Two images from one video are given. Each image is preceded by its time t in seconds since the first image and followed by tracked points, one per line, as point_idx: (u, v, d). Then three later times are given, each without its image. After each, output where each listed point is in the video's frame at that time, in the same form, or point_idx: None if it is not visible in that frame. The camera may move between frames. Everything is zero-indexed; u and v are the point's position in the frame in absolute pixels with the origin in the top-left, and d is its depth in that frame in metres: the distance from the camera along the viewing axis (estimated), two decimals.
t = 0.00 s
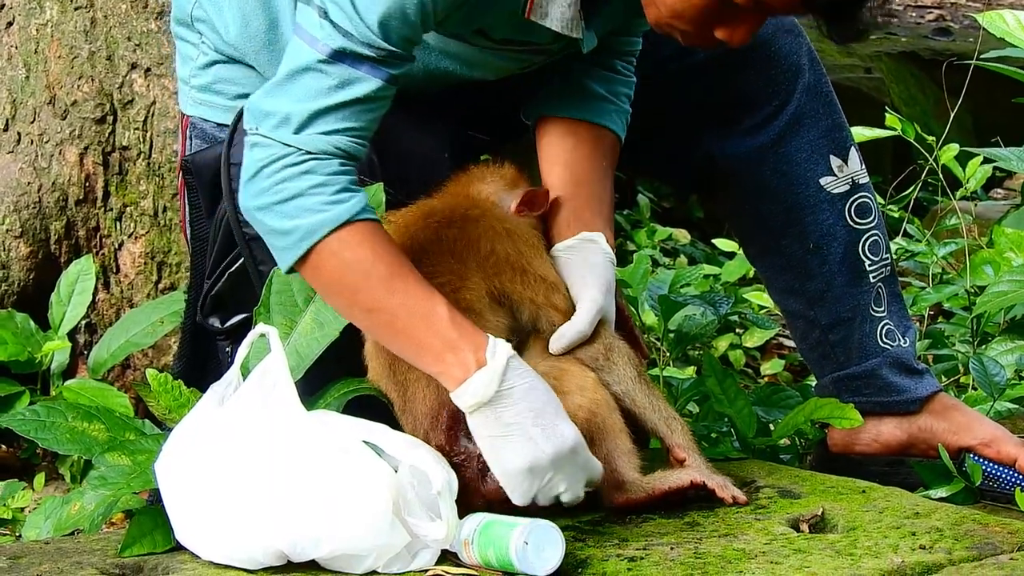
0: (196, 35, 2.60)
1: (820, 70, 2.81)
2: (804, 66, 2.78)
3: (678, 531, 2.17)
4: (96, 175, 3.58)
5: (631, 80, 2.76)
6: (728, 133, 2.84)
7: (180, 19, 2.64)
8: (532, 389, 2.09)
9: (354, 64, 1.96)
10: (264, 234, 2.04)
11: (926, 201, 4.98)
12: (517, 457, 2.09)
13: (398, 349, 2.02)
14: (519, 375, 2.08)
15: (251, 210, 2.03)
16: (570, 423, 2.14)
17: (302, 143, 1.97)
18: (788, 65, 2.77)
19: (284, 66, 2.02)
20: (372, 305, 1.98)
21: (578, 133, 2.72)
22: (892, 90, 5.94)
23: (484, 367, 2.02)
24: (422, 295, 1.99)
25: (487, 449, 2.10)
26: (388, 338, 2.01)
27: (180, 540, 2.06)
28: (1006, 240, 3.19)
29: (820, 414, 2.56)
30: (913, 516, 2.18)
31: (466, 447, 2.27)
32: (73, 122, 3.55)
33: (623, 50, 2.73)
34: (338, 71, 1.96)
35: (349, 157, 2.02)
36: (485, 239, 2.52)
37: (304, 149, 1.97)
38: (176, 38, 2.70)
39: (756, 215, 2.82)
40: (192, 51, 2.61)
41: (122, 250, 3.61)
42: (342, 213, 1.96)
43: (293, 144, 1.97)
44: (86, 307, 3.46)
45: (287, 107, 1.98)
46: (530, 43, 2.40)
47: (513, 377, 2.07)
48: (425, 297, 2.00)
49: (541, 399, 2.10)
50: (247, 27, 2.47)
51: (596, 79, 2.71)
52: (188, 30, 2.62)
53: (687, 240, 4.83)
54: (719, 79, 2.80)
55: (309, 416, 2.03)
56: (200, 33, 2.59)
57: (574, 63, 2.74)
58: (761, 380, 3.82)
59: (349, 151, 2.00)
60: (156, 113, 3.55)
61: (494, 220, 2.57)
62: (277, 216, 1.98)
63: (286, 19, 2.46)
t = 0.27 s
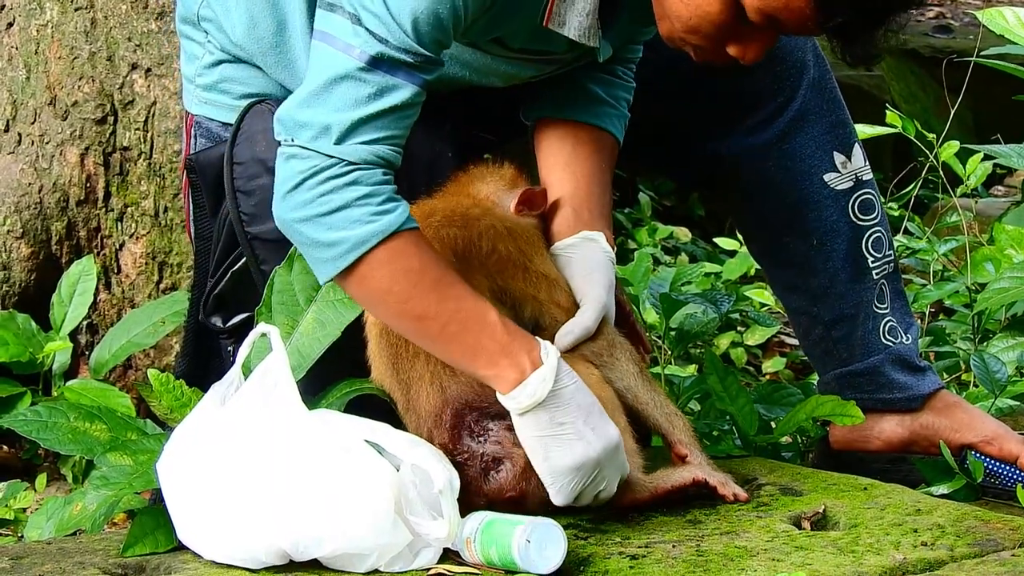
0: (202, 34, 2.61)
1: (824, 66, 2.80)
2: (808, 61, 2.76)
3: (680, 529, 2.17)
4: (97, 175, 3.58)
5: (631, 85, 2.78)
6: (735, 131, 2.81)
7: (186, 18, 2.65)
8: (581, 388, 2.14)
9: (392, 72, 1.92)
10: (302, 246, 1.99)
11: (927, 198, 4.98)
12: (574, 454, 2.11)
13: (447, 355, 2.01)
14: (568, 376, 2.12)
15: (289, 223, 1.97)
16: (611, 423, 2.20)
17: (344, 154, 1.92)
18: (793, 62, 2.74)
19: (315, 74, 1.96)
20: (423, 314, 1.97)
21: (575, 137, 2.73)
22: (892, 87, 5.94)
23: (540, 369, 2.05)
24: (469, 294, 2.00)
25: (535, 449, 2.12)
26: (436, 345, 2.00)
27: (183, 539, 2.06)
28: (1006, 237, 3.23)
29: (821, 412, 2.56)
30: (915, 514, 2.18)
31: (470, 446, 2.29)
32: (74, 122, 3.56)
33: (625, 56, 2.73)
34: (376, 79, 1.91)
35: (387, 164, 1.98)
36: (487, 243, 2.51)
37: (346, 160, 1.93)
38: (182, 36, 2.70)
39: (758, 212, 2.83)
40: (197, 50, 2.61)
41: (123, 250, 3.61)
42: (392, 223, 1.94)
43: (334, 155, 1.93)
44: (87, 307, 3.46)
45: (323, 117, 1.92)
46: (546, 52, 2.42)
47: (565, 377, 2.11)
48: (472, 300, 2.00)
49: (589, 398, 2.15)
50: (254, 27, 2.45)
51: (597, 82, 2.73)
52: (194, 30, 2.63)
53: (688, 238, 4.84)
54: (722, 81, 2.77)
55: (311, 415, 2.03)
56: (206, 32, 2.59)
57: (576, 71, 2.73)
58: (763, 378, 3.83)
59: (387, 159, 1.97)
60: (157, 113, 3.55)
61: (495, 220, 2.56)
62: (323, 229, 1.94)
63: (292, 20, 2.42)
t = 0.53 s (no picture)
0: (204, 28, 2.62)
1: (826, 62, 2.79)
2: (811, 57, 2.75)
3: (679, 524, 2.17)
4: (97, 170, 3.58)
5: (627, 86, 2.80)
6: (738, 126, 2.81)
7: (188, 12, 2.65)
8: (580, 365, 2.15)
9: (394, 59, 1.92)
10: (302, 233, 1.97)
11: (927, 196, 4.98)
12: (579, 428, 2.14)
13: (450, 337, 2.01)
14: (567, 352, 2.13)
15: (290, 210, 1.96)
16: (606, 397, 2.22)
17: (346, 140, 1.92)
18: (795, 57, 2.73)
19: (316, 60, 1.95)
20: (426, 298, 1.97)
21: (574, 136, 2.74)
22: (892, 85, 5.94)
23: (544, 346, 2.06)
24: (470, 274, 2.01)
25: (538, 425, 2.13)
26: (439, 328, 2.00)
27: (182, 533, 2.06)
28: (1006, 235, 3.24)
29: (820, 408, 2.56)
30: (913, 510, 2.18)
31: (469, 443, 2.25)
32: (74, 117, 3.55)
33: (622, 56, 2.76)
34: (379, 66, 1.91)
35: (388, 151, 1.98)
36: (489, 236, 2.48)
37: (347, 146, 1.92)
38: (184, 30, 2.71)
39: (758, 208, 2.83)
40: (200, 44, 2.62)
41: (123, 245, 3.61)
42: (395, 208, 1.94)
43: (336, 140, 1.92)
44: (87, 302, 3.46)
45: (325, 103, 1.92)
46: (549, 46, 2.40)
47: (565, 353, 2.12)
48: (474, 280, 2.01)
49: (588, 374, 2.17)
50: (257, 19, 2.46)
51: (595, 82, 2.75)
52: (196, 24, 2.63)
53: (688, 235, 4.84)
54: (722, 75, 2.77)
55: (311, 409, 2.03)
56: (208, 26, 2.60)
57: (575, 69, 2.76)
58: (762, 375, 3.83)
59: (388, 145, 1.97)
60: (157, 109, 3.55)
61: (495, 213, 2.54)
62: (324, 214, 1.93)
63: (296, 15, 2.44)
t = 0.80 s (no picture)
0: (200, 23, 2.61)
1: (822, 57, 2.79)
2: (807, 54, 2.75)
3: (675, 521, 2.17)
4: (93, 166, 3.57)
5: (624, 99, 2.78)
6: (736, 122, 2.81)
7: (184, 7, 2.65)
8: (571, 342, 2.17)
9: (389, 46, 1.92)
10: (293, 216, 1.97)
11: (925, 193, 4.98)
12: (577, 401, 2.15)
13: (445, 317, 2.00)
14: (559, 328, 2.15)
15: (281, 193, 1.95)
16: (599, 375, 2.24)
17: (339, 124, 1.92)
18: (791, 54, 2.73)
19: (311, 45, 1.95)
20: (420, 276, 1.96)
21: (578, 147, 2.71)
22: (890, 82, 5.94)
23: (538, 319, 2.07)
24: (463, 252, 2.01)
25: (537, 399, 2.14)
26: (435, 307, 1.99)
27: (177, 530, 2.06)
28: (1003, 233, 3.20)
29: (817, 405, 2.56)
30: (910, 507, 2.18)
31: (465, 439, 2.24)
32: (71, 113, 3.55)
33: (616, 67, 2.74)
34: (374, 52, 1.91)
35: (381, 137, 1.98)
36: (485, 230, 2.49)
37: (340, 130, 1.92)
38: (179, 25, 2.70)
39: (755, 205, 2.83)
40: (196, 39, 2.62)
41: (120, 241, 3.61)
42: (387, 191, 1.93)
43: (329, 125, 1.92)
44: (83, 298, 3.45)
45: (319, 87, 1.92)
46: (544, 38, 2.38)
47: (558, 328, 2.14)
48: (468, 258, 2.00)
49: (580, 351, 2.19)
50: (253, 13, 2.46)
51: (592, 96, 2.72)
52: (192, 19, 2.62)
53: (686, 232, 4.84)
54: (721, 74, 2.77)
55: (308, 406, 2.04)
56: (204, 21, 2.59)
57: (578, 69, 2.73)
58: (759, 372, 3.83)
59: (381, 131, 1.97)
60: (154, 105, 3.54)
61: (492, 208, 2.54)
62: (316, 196, 1.92)
63: (293, 9, 2.44)
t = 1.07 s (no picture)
0: (197, 19, 2.60)
1: (822, 52, 2.76)
2: (806, 47, 2.73)
3: (673, 516, 2.17)
4: (90, 162, 3.57)
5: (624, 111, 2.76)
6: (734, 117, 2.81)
7: (181, 3, 2.63)
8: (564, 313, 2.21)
9: (381, 36, 1.91)
10: (282, 199, 1.99)
11: (923, 187, 4.98)
12: (572, 369, 2.18)
13: (436, 292, 2.05)
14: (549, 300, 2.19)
15: (269, 178, 1.97)
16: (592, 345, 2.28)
17: (327, 112, 1.93)
18: (790, 48, 2.72)
19: (302, 32, 1.95)
20: (412, 252, 2.00)
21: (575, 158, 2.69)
22: (887, 77, 5.93)
23: (530, 289, 2.12)
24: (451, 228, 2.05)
25: (538, 365, 2.17)
26: (426, 283, 2.03)
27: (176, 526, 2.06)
28: (1001, 226, 3.28)
29: (815, 399, 2.56)
30: (908, 501, 2.18)
31: (462, 433, 2.24)
32: (68, 109, 3.54)
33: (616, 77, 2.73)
34: (366, 42, 1.90)
35: (369, 122, 1.99)
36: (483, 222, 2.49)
37: (328, 118, 1.93)
38: (176, 20, 2.69)
39: (753, 200, 2.83)
40: (193, 35, 2.61)
41: (117, 237, 3.61)
42: (375, 176, 1.95)
43: (316, 112, 1.93)
44: (81, 295, 3.45)
45: (308, 75, 1.92)
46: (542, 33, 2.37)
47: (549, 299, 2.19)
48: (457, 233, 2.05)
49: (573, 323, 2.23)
50: (251, 8, 2.45)
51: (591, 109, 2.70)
52: (188, 14, 2.61)
53: (683, 227, 4.85)
54: (722, 68, 2.78)
55: (306, 402, 2.04)
56: (201, 17, 2.58)
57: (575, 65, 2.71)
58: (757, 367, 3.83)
59: (369, 117, 1.98)
60: (151, 101, 3.53)
61: (488, 202, 2.55)
62: (305, 181, 1.94)
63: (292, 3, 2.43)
